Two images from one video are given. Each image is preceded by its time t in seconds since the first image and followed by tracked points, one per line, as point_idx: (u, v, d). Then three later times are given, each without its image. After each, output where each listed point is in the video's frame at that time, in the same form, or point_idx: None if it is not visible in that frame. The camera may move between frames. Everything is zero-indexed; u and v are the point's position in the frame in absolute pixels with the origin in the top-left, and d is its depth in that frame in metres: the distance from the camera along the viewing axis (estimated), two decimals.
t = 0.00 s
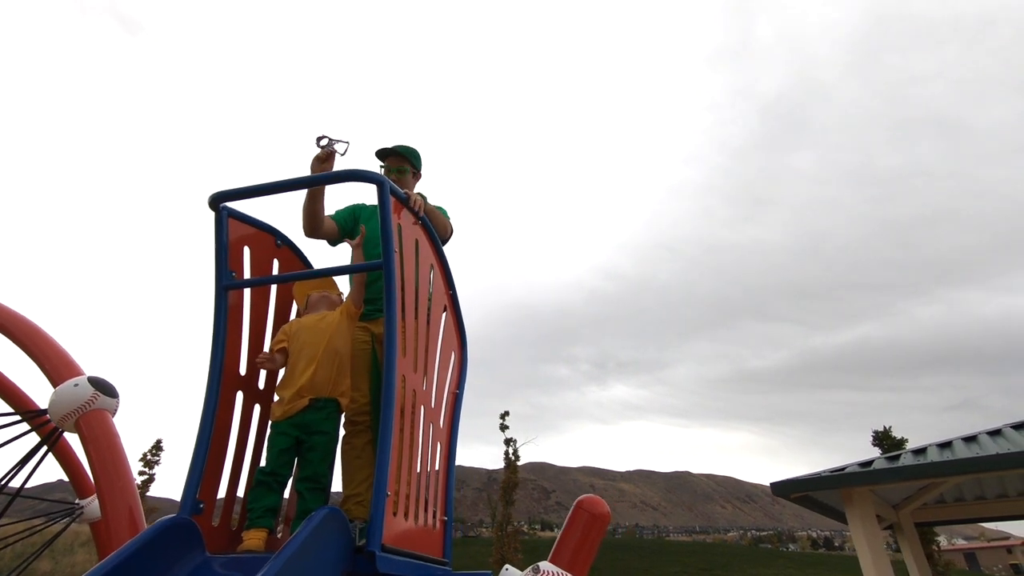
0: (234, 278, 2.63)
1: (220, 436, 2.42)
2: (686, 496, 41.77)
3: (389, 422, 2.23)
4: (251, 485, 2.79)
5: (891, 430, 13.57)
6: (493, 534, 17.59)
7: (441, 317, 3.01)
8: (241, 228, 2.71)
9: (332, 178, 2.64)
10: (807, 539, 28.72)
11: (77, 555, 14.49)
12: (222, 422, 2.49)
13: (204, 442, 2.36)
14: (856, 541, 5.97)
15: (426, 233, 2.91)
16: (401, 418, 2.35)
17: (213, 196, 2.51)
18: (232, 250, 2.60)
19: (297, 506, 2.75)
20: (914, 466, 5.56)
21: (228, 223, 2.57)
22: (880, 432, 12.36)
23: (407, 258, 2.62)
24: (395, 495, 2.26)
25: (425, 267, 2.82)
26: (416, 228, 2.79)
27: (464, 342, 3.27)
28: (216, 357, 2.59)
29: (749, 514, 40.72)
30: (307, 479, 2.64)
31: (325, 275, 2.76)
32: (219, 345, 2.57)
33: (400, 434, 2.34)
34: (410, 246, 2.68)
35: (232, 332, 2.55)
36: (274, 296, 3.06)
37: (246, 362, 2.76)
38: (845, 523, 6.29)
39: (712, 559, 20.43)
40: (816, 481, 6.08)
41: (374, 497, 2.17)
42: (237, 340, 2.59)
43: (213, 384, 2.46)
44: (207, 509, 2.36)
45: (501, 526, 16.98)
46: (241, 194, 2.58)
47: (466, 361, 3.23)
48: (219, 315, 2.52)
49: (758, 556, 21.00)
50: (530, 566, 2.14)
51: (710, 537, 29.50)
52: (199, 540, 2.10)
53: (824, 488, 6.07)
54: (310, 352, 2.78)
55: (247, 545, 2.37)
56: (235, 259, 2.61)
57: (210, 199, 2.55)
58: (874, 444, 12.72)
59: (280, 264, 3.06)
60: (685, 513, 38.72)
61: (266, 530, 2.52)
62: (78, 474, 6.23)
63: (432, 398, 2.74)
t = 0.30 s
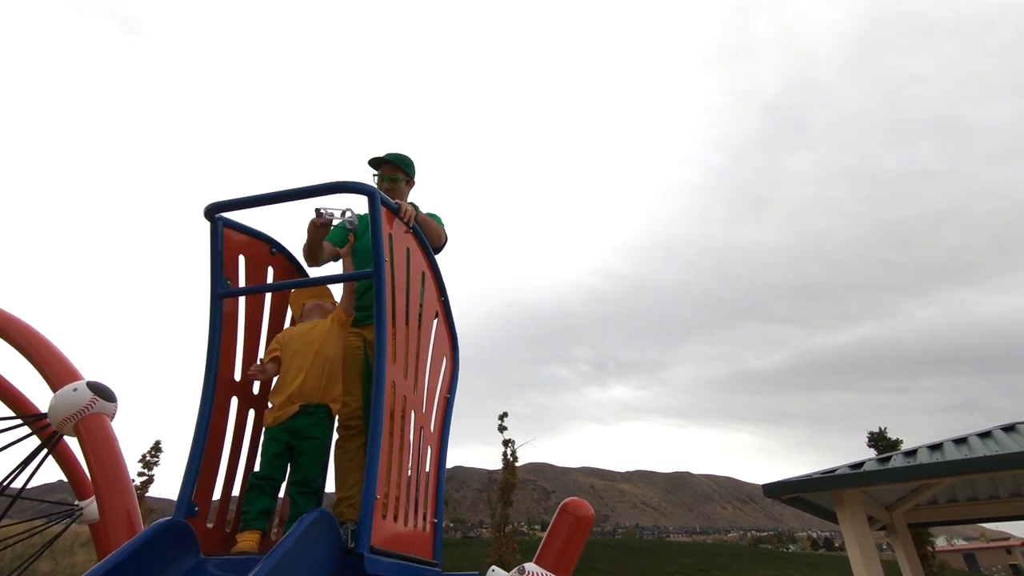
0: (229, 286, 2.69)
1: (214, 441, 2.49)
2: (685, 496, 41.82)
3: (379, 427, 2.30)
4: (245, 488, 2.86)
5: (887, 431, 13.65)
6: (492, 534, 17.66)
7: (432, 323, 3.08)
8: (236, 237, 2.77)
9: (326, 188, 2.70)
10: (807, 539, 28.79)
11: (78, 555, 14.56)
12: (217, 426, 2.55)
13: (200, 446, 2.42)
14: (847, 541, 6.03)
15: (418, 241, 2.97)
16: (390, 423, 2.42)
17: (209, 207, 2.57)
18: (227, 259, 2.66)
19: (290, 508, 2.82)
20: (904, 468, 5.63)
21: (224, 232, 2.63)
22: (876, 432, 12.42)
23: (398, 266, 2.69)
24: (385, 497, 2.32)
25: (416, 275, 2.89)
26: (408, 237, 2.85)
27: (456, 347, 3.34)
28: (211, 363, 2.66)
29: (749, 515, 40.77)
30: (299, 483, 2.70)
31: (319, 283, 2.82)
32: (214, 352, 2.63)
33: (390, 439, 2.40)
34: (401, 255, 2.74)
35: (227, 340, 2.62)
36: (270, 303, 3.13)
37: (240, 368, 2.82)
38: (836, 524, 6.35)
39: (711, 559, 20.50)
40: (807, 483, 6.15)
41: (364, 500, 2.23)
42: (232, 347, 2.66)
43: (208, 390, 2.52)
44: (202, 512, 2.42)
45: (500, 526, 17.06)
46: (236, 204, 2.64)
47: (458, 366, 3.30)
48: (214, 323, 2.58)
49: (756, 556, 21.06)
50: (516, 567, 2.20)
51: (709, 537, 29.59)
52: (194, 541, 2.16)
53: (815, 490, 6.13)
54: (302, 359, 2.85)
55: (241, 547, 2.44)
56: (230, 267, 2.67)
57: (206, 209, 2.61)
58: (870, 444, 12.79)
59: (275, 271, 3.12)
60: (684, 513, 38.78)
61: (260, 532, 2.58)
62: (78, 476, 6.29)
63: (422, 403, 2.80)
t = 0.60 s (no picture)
0: (231, 289, 2.77)
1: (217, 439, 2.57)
2: (688, 496, 41.84)
3: (375, 425, 2.37)
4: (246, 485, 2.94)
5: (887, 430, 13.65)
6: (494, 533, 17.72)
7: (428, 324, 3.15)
8: (237, 240, 2.84)
9: (324, 194, 2.77)
10: (810, 539, 28.77)
11: (83, 555, 14.65)
12: (219, 424, 2.63)
13: (202, 443, 2.50)
14: (842, 539, 6.08)
15: (415, 244, 3.05)
16: (387, 421, 2.49)
17: (211, 211, 2.64)
18: (228, 262, 2.73)
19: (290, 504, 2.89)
20: (899, 466, 5.68)
21: (225, 236, 2.70)
22: (876, 431, 12.45)
23: (394, 269, 2.76)
24: (381, 493, 2.39)
25: (412, 278, 2.96)
26: (404, 240, 2.92)
27: (453, 347, 3.41)
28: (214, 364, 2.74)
29: (751, 514, 40.76)
30: (300, 480, 2.77)
31: (319, 286, 2.90)
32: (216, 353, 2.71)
33: (386, 436, 2.47)
34: (397, 258, 2.82)
35: (229, 340, 2.69)
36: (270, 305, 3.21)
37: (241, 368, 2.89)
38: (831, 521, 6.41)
39: (713, 558, 20.53)
40: (803, 481, 6.20)
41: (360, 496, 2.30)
42: (233, 348, 2.73)
43: (210, 389, 2.60)
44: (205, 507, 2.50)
45: (501, 525, 17.14)
46: (237, 209, 2.71)
47: (454, 366, 3.37)
48: (216, 325, 2.66)
49: (758, 556, 21.09)
50: (508, 560, 2.27)
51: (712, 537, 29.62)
52: (196, 535, 2.24)
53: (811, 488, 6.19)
54: (303, 360, 2.93)
55: (241, 541, 2.52)
56: (231, 270, 2.74)
57: (208, 214, 2.68)
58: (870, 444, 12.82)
59: (275, 274, 3.19)
60: (687, 513, 38.79)
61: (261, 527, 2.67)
62: (83, 474, 6.39)
63: (419, 402, 2.88)
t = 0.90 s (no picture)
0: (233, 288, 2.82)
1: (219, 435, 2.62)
2: (696, 495, 41.74)
3: (373, 421, 2.41)
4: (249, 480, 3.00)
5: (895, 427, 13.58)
6: (501, 532, 17.78)
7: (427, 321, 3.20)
8: (238, 240, 2.89)
9: (323, 194, 2.82)
10: (820, 538, 28.65)
11: (96, 553, 14.80)
12: (221, 421, 2.69)
13: (205, 439, 2.56)
14: (846, 535, 6.07)
15: (413, 243, 3.09)
16: (385, 416, 2.53)
17: (213, 212, 2.69)
18: (230, 262, 2.78)
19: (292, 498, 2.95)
20: (903, 462, 5.66)
21: (227, 237, 2.75)
22: (883, 429, 12.38)
23: (392, 267, 2.80)
24: (380, 487, 2.44)
25: (411, 276, 3.01)
26: (403, 239, 2.97)
27: (452, 345, 3.46)
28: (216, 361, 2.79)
29: (760, 513, 40.61)
30: (300, 474, 2.83)
31: (322, 284, 2.96)
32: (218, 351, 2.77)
33: (384, 431, 2.52)
34: (395, 256, 2.86)
35: (230, 338, 2.75)
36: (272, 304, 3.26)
37: (243, 366, 2.95)
38: (836, 518, 6.40)
39: (721, 557, 20.48)
40: (805, 477, 6.20)
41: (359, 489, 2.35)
42: (235, 346, 2.79)
43: (213, 386, 2.65)
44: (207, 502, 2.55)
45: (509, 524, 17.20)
46: (238, 209, 2.76)
47: (454, 364, 3.41)
48: (219, 323, 2.71)
49: (767, 554, 21.02)
50: (504, 552, 2.31)
51: (721, 536, 29.58)
52: (199, 529, 2.29)
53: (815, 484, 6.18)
54: (302, 357, 2.98)
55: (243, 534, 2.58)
56: (233, 270, 2.79)
57: (210, 215, 2.72)
58: (877, 441, 12.77)
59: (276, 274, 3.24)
60: (695, 512, 38.69)
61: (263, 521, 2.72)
62: (91, 472, 6.49)
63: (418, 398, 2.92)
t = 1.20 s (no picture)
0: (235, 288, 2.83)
1: (223, 434, 2.63)
2: (711, 493, 41.48)
3: (374, 418, 2.39)
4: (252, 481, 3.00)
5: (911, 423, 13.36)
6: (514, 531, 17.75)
7: (430, 319, 3.19)
8: (240, 240, 2.89)
9: (322, 191, 2.81)
10: (837, 536, 28.33)
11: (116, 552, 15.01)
12: (224, 420, 2.69)
13: (208, 439, 2.56)
14: (861, 533, 5.97)
15: (414, 241, 3.08)
16: (387, 415, 2.52)
17: (213, 212, 2.70)
18: (231, 262, 2.78)
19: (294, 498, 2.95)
20: (918, 458, 5.56)
21: (228, 237, 2.75)
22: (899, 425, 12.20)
23: (393, 265, 2.79)
24: (383, 485, 2.43)
25: (412, 274, 2.99)
26: (404, 237, 2.96)
27: (456, 342, 3.44)
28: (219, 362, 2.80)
29: (776, 511, 40.24)
30: (299, 471, 2.82)
31: (323, 283, 2.95)
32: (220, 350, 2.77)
33: (386, 430, 2.51)
34: (396, 254, 2.84)
35: (232, 339, 2.75)
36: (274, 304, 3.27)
37: (245, 366, 2.95)
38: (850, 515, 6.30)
39: (736, 555, 20.33)
40: (818, 474, 6.12)
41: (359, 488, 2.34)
42: (237, 346, 2.80)
43: (215, 386, 2.66)
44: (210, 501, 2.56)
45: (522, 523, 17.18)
46: (239, 209, 2.76)
47: (458, 362, 3.39)
48: (221, 323, 2.72)
49: (783, 553, 20.80)
50: (507, 551, 2.29)
51: (736, 535, 29.37)
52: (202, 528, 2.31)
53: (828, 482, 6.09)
54: (302, 356, 3.02)
55: (245, 534, 2.59)
56: (234, 269, 2.79)
57: (210, 215, 2.72)
58: (893, 437, 12.59)
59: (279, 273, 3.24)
60: (710, 510, 38.43)
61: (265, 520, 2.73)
62: (104, 471, 6.58)
63: (421, 397, 2.91)
